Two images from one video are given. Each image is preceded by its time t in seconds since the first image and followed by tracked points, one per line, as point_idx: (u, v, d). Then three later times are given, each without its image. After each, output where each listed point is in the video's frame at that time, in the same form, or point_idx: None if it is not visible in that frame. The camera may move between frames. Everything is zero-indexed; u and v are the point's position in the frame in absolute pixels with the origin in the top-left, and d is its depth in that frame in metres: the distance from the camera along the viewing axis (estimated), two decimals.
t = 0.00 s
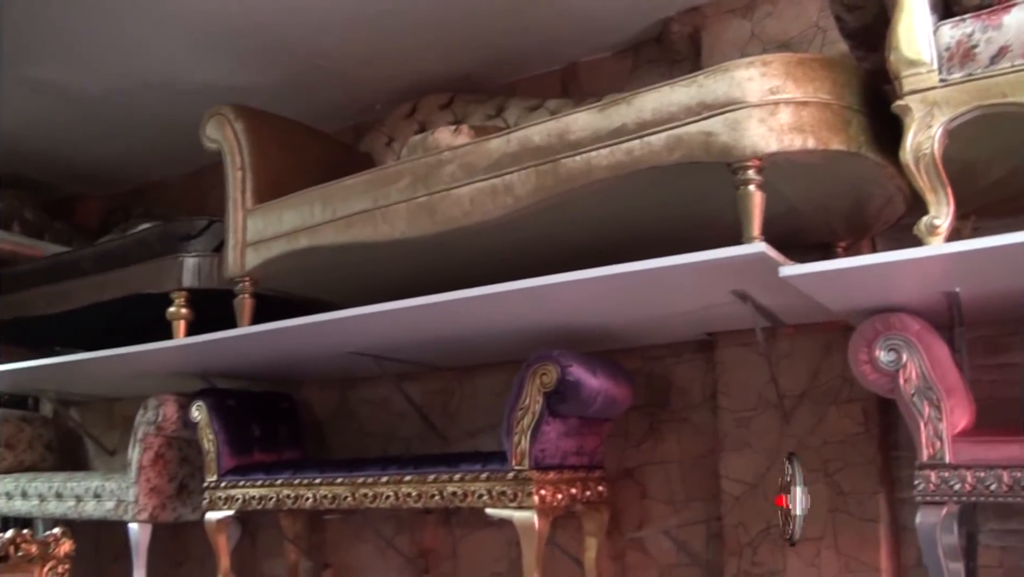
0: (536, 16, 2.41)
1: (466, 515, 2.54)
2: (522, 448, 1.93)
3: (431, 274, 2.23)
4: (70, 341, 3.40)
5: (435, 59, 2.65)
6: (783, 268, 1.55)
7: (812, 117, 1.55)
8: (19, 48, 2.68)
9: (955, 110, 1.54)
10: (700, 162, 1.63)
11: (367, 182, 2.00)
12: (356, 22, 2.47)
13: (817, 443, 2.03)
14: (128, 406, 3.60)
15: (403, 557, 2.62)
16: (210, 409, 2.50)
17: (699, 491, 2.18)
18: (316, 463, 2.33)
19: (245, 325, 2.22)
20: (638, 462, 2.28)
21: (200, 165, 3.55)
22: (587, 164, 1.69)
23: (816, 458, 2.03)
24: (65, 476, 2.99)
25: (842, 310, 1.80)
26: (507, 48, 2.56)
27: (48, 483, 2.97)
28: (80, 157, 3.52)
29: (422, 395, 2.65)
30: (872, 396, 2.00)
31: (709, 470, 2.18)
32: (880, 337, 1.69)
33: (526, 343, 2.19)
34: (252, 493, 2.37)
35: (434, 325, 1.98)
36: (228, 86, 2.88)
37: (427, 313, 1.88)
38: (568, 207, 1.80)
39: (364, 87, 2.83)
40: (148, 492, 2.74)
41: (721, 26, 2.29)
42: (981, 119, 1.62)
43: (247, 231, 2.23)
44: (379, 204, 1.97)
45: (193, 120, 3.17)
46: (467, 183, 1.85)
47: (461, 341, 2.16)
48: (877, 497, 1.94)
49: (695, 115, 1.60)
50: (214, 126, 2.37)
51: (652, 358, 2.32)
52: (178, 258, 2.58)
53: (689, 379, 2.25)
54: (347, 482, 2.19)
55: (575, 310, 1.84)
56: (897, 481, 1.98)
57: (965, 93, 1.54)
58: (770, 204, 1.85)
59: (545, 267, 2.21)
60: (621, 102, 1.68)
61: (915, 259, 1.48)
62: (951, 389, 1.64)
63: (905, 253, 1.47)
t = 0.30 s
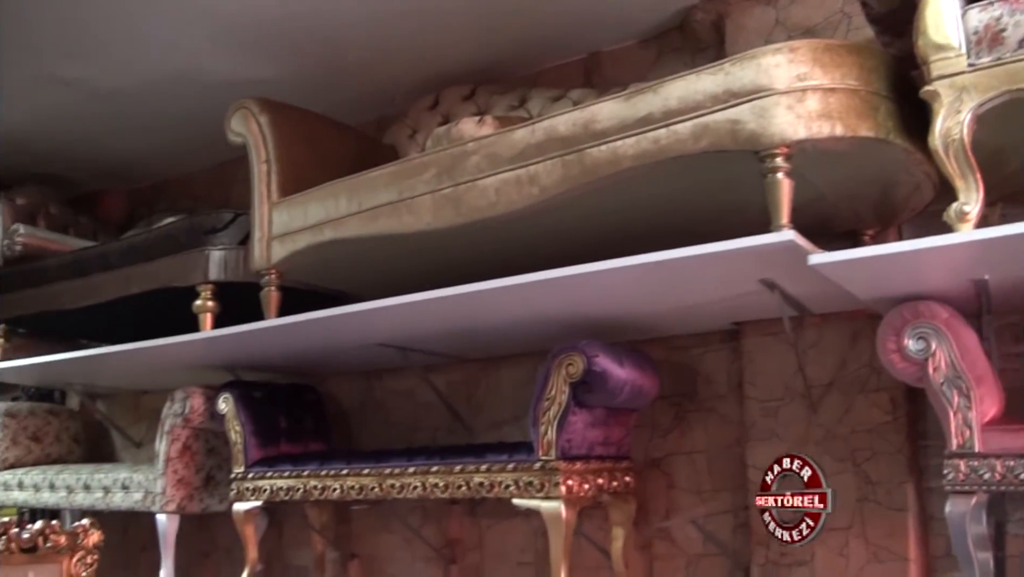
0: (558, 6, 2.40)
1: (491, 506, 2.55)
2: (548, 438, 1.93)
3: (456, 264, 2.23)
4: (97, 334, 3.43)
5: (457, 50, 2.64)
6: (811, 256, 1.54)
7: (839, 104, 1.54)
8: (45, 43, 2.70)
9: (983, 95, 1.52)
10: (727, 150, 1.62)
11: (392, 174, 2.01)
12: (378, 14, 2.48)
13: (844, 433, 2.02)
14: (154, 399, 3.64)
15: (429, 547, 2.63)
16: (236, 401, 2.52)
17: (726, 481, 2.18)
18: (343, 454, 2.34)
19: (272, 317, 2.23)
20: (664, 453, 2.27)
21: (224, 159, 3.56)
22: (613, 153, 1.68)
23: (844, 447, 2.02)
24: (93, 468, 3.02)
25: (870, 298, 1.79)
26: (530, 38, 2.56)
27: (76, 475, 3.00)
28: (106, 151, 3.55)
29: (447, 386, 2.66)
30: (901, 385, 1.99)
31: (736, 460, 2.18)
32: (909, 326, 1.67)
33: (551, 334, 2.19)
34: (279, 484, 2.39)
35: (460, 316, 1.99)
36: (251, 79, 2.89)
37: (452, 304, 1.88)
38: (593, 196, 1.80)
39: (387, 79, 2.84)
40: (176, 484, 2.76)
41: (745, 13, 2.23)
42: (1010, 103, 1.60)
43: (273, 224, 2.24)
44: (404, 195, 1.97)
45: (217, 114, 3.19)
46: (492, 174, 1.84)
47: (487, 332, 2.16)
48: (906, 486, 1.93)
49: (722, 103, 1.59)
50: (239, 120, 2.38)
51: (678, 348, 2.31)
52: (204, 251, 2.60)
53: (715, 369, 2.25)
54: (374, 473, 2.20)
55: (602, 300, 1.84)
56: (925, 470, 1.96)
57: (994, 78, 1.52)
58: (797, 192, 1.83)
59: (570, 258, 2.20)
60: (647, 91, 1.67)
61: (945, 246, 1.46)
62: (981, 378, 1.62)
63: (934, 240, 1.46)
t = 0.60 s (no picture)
0: None
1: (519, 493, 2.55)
2: (577, 426, 1.93)
3: (483, 253, 2.23)
4: (126, 325, 3.46)
5: (482, 39, 2.64)
6: (842, 242, 1.53)
7: (870, 88, 1.52)
8: (72, 36, 2.73)
9: (1015, 77, 1.50)
10: (756, 136, 1.61)
11: (419, 163, 2.01)
12: (402, 3, 2.48)
13: (874, 420, 2.01)
14: (182, 388, 3.67)
15: (457, 535, 2.65)
16: (265, 390, 2.54)
17: (755, 469, 2.17)
18: (371, 443, 2.36)
19: (299, 306, 2.24)
20: (692, 441, 2.27)
21: (249, 150, 3.58)
22: (642, 140, 1.68)
23: (874, 435, 2.00)
24: (121, 458, 3.05)
25: (902, 285, 1.78)
26: (555, 26, 2.55)
27: (105, 464, 3.04)
28: (133, 143, 3.58)
29: (473, 375, 2.67)
30: (931, 372, 1.97)
31: (765, 448, 2.17)
32: (939, 313, 1.65)
33: (578, 322, 2.19)
34: (308, 472, 2.41)
35: (487, 305, 1.99)
36: (276, 70, 2.90)
37: (480, 293, 1.89)
38: (621, 183, 1.79)
39: (412, 69, 2.84)
40: (204, 473, 2.79)
41: None
42: None
43: (301, 214, 2.26)
44: (431, 184, 1.97)
45: (242, 106, 3.21)
46: (519, 163, 1.84)
47: (514, 320, 2.16)
48: (936, 474, 1.92)
49: (752, 88, 1.58)
50: (266, 111, 2.39)
51: (705, 336, 2.30)
52: (232, 242, 2.61)
53: (743, 357, 2.24)
54: (402, 462, 2.21)
55: (630, 287, 1.84)
56: (956, 458, 1.95)
57: None
58: (826, 177, 1.82)
59: (597, 246, 2.20)
60: (675, 77, 1.66)
61: (976, 230, 1.44)
62: (1013, 364, 1.59)
63: (964, 225, 1.43)
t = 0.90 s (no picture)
0: None
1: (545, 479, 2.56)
2: (603, 412, 1.93)
3: (508, 239, 2.23)
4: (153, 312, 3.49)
5: (505, 25, 2.63)
6: (873, 225, 1.51)
7: (899, 69, 1.50)
8: (96, 27, 2.76)
9: None
10: (785, 119, 1.59)
11: (445, 149, 2.01)
12: None
13: (902, 405, 2.00)
14: (209, 376, 3.71)
15: (484, 520, 2.66)
16: (292, 376, 2.56)
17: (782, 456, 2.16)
18: (397, 429, 2.37)
19: (326, 293, 2.25)
20: (719, 426, 2.26)
21: (274, 138, 3.60)
22: (670, 124, 1.66)
23: (902, 420, 1.99)
24: (150, 444, 3.09)
25: (932, 268, 1.76)
26: (578, 11, 2.53)
27: (133, 451, 3.08)
28: (158, 133, 3.60)
29: (499, 361, 2.68)
30: (960, 357, 1.95)
31: (793, 434, 2.16)
32: (969, 297, 1.64)
33: (604, 308, 2.19)
34: (335, 458, 2.43)
35: (513, 291, 1.99)
36: (299, 59, 2.91)
37: (506, 279, 1.89)
38: (648, 167, 1.78)
39: (435, 56, 2.83)
40: (233, 459, 2.82)
41: None
42: None
43: (327, 201, 2.26)
44: (457, 171, 1.97)
45: (266, 94, 3.22)
46: (545, 148, 1.84)
47: (541, 306, 2.17)
48: (965, 459, 1.90)
49: (780, 70, 1.56)
50: (291, 99, 2.39)
51: (732, 321, 2.29)
52: (258, 229, 2.63)
53: (771, 341, 2.23)
54: (429, 447, 2.22)
55: (656, 272, 1.83)
56: (985, 443, 1.93)
57: None
58: (854, 160, 1.80)
59: (622, 231, 2.19)
60: (702, 60, 1.65)
61: (1008, 213, 1.41)
62: None
63: (997, 208, 1.41)
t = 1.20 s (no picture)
0: None
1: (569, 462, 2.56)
2: (630, 395, 1.93)
3: (532, 222, 2.23)
4: (178, 298, 3.52)
5: (527, 7, 2.62)
6: (902, 205, 1.49)
7: (927, 47, 1.47)
8: (118, 13, 2.77)
9: None
10: (812, 98, 1.57)
11: (469, 133, 2.00)
12: None
13: (929, 388, 1.98)
14: (234, 360, 3.74)
15: (509, 504, 2.67)
16: (317, 362, 2.56)
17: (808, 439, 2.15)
18: (422, 412, 2.38)
19: (350, 277, 2.26)
20: (745, 409, 2.25)
21: (297, 124, 3.60)
22: (696, 104, 1.65)
23: (929, 403, 1.97)
24: (175, 428, 3.12)
25: (962, 249, 1.73)
26: None
27: (159, 435, 3.11)
28: (180, 119, 3.62)
29: (522, 344, 2.68)
30: (989, 338, 1.93)
31: (820, 417, 2.15)
32: (997, 277, 1.61)
33: (628, 290, 2.18)
34: (361, 442, 2.44)
35: (538, 274, 1.99)
36: (321, 43, 2.91)
37: (531, 262, 1.88)
38: (673, 148, 1.77)
39: (457, 39, 2.82)
40: (258, 442, 2.84)
41: None
42: None
43: (351, 185, 2.26)
44: (481, 154, 1.97)
45: (287, 80, 3.22)
46: (570, 130, 1.83)
47: (565, 289, 2.16)
48: (994, 442, 1.88)
49: (808, 49, 1.54)
50: (314, 84, 2.39)
51: (757, 304, 2.28)
52: (283, 214, 2.64)
53: (796, 324, 2.21)
54: (455, 431, 2.23)
55: (681, 254, 1.82)
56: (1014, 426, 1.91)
57: None
58: (882, 140, 1.78)
59: (646, 213, 2.18)
60: (728, 40, 1.63)
61: None
62: None
63: None
